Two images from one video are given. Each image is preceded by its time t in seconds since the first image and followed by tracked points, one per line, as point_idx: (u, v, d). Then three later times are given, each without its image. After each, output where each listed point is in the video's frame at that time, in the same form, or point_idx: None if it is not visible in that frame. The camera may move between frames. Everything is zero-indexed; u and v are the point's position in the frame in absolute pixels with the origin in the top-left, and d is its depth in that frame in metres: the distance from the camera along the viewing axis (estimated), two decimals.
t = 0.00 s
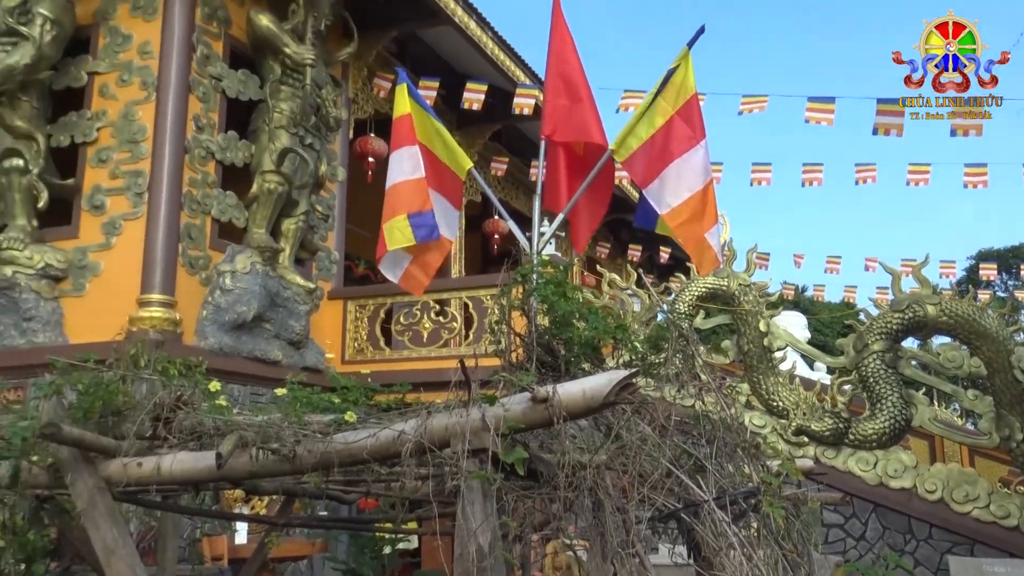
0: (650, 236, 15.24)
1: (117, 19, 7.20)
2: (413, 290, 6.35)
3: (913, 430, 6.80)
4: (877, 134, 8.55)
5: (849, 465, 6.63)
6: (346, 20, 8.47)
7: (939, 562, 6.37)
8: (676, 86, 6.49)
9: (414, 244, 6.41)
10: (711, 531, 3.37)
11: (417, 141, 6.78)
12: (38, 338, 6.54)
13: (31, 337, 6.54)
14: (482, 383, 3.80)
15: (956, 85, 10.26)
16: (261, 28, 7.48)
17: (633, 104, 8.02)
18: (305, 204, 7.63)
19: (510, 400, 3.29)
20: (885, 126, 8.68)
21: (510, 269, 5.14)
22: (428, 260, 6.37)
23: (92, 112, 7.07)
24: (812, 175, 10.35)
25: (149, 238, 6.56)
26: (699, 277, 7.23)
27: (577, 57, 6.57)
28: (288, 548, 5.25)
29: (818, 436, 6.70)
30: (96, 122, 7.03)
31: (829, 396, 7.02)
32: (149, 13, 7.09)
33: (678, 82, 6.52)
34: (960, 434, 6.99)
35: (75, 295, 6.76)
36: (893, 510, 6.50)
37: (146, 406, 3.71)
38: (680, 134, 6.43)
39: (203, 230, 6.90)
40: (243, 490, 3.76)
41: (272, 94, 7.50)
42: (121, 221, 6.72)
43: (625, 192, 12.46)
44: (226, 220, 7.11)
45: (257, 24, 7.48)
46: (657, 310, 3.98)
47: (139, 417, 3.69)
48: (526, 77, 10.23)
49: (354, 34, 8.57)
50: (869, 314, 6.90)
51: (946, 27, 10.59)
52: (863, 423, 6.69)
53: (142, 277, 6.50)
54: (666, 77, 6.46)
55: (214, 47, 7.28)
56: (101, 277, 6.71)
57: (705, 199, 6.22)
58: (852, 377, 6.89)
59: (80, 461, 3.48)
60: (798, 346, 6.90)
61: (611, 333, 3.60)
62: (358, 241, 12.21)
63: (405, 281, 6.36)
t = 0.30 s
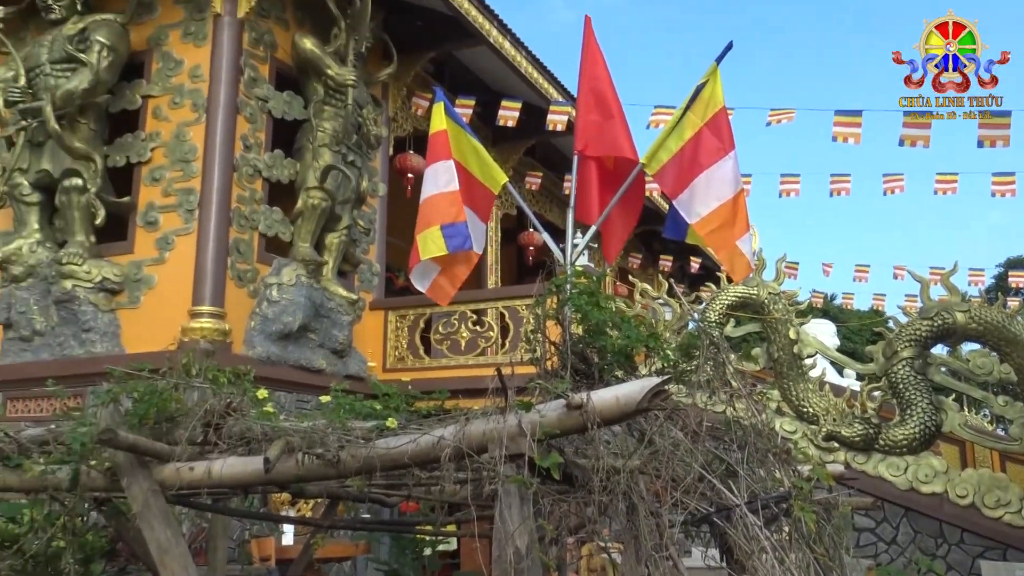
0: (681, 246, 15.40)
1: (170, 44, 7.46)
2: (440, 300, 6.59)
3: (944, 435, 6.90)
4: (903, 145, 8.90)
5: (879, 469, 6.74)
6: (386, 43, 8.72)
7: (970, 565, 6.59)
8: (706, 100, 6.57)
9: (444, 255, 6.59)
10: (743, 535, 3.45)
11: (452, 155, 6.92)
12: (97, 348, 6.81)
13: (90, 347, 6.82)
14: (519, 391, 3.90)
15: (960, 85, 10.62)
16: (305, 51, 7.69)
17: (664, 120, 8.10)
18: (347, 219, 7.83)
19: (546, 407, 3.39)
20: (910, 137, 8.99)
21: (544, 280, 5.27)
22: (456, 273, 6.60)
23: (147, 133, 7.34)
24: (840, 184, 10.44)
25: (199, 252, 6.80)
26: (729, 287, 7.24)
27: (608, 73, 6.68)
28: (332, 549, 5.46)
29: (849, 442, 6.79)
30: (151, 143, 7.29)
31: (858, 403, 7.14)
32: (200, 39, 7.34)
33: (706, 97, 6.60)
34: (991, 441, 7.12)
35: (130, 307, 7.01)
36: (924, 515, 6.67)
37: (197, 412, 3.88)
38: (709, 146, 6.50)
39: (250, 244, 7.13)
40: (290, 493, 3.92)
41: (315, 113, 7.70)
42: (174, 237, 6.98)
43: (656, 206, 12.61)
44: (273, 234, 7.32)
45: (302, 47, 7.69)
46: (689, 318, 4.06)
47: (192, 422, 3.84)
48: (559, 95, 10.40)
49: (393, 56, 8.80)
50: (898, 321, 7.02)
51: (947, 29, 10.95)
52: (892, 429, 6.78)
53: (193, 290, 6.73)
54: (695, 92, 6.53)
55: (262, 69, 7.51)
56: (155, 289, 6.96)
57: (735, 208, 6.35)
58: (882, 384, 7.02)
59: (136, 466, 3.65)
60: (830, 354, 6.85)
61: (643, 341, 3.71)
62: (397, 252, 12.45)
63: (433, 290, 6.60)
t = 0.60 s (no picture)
0: (707, 254, 15.51)
1: (215, 66, 7.70)
2: (471, 307, 6.58)
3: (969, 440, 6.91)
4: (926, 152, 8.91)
5: (905, 473, 6.79)
6: (420, 61, 8.94)
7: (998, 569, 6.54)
8: (730, 112, 6.69)
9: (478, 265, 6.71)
10: (771, 537, 3.53)
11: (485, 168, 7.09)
12: (147, 355, 7.02)
13: (140, 355, 7.03)
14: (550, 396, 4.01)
15: (959, 86, 10.50)
16: (344, 70, 7.92)
17: (690, 133, 8.18)
18: (383, 231, 7.99)
19: (576, 411, 3.49)
20: (933, 144, 8.97)
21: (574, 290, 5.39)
22: (489, 281, 6.67)
23: (193, 151, 7.57)
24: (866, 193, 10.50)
25: (243, 262, 7.03)
26: (756, 294, 7.30)
27: (635, 87, 6.78)
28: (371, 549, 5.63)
29: (875, 446, 6.85)
30: (197, 160, 7.51)
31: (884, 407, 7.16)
32: (244, 60, 7.55)
33: (731, 109, 6.72)
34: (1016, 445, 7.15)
35: (179, 316, 7.23)
36: (949, 518, 6.68)
37: (241, 417, 4.04)
38: (733, 155, 6.62)
39: (292, 255, 7.34)
40: (330, 495, 4.05)
41: (353, 130, 7.87)
42: (220, 249, 7.20)
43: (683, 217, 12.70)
44: (313, 246, 7.52)
45: (340, 66, 7.92)
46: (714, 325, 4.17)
47: (236, 426, 4.01)
48: (587, 108, 10.50)
49: (427, 74, 8.98)
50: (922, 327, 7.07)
51: (946, 28, 10.66)
52: (918, 433, 6.82)
53: (237, 299, 6.96)
54: (720, 104, 6.67)
55: (301, 89, 7.72)
56: (202, 300, 7.19)
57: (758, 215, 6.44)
58: (908, 389, 7.07)
59: (184, 467, 3.81)
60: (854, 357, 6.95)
61: (671, 347, 3.81)
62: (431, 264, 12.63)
63: (466, 298, 6.62)
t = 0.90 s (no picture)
0: (731, 261, 15.57)
1: (254, 84, 7.91)
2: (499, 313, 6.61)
3: (991, 443, 6.91)
4: (947, 159, 8.91)
5: (927, 475, 6.81)
6: (449, 77, 9.14)
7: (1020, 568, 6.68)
8: (751, 121, 6.83)
9: (510, 271, 6.78)
10: (793, 538, 3.61)
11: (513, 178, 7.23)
12: (189, 361, 7.23)
13: (183, 360, 7.25)
14: (576, 399, 4.10)
15: (960, 87, 10.38)
16: (377, 88, 8.02)
17: (711, 143, 8.24)
18: (414, 240, 8.12)
19: (602, 415, 3.60)
20: (953, 151, 8.98)
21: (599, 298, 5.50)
22: (520, 286, 6.72)
23: (233, 165, 7.78)
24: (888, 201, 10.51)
25: (280, 271, 7.22)
26: (777, 300, 7.29)
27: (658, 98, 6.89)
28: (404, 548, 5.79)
29: (896, 448, 6.86)
30: (237, 174, 7.73)
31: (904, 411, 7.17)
32: (281, 78, 7.75)
33: (752, 119, 6.88)
34: None
35: (219, 323, 7.44)
36: (971, 519, 6.70)
37: (279, 420, 4.20)
38: (753, 164, 6.77)
39: (326, 265, 7.54)
40: (364, 495, 4.19)
41: (384, 143, 8.05)
42: (258, 259, 7.41)
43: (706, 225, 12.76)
44: (347, 256, 7.72)
45: (372, 83, 8.08)
46: (737, 331, 4.30)
47: (275, 429, 4.17)
48: (611, 121, 10.59)
49: (456, 87, 9.15)
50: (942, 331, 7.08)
51: (947, 27, 10.51)
52: (940, 436, 6.84)
53: (275, 307, 7.15)
54: (741, 115, 6.81)
55: (335, 104, 7.92)
56: (242, 308, 7.39)
57: (778, 224, 6.59)
58: (928, 392, 7.08)
59: (225, 469, 3.96)
60: (873, 361, 7.03)
61: (694, 353, 3.92)
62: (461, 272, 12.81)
63: (496, 304, 6.64)
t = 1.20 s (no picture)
0: (755, 267, 15.51)
1: (280, 95, 8.00)
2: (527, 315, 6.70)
3: None
4: (975, 163, 8.80)
5: (960, 483, 6.76)
6: (473, 85, 9.15)
7: None
8: (775, 126, 6.81)
9: (538, 274, 6.84)
10: (823, 546, 3.56)
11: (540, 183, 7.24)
12: (217, 368, 7.30)
13: (211, 368, 7.31)
14: (601, 406, 4.08)
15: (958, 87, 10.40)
16: (400, 96, 8.12)
17: (735, 148, 8.19)
18: (439, 247, 8.16)
19: (628, 422, 3.56)
20: (982, 155, 8.84)
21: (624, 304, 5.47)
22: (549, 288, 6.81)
23: (260, 174, 7.86)
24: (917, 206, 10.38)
25: (307, 279, 7.27)
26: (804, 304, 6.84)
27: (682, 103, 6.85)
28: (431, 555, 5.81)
29: (927, 455, 6.79)
30: (264, 183, 7.80)
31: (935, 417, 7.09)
32: (307, 88, 7.82)
33: (777, 123, 6.85)
34: None
35: (247, 331, 7.52)
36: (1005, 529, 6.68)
37: (305, 427, 4.23)
38: (779, 168, 6.73)
39: (352, 272, 7.59)
40: (389, 502, 4.21)
41: (409, 151, 8.09)
42: (284, 267, 7.46)
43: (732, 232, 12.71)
44: (373, 264, 7.77)
45: (396, 92, 8.12)
46: (764, 337, 4.25)
47: (301, 436, 4.19)
48: (636, 126, 10.57)
49: (480, 95, 9.19)
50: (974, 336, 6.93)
51: (946, 27, 10.61)
52: (973, 443, 6.76)
53: (301, 315, 7.21)
54: (765, 120, 6.79)
55: (360, 114, 7.98)
56: (269, 315, 7.46)
57: (804, 230, 6.57)
58: (960, 398, 6.96)
59: (252, 475, 3.99)
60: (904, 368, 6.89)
61: (720, 359, 3.89)
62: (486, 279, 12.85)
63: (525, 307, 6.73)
